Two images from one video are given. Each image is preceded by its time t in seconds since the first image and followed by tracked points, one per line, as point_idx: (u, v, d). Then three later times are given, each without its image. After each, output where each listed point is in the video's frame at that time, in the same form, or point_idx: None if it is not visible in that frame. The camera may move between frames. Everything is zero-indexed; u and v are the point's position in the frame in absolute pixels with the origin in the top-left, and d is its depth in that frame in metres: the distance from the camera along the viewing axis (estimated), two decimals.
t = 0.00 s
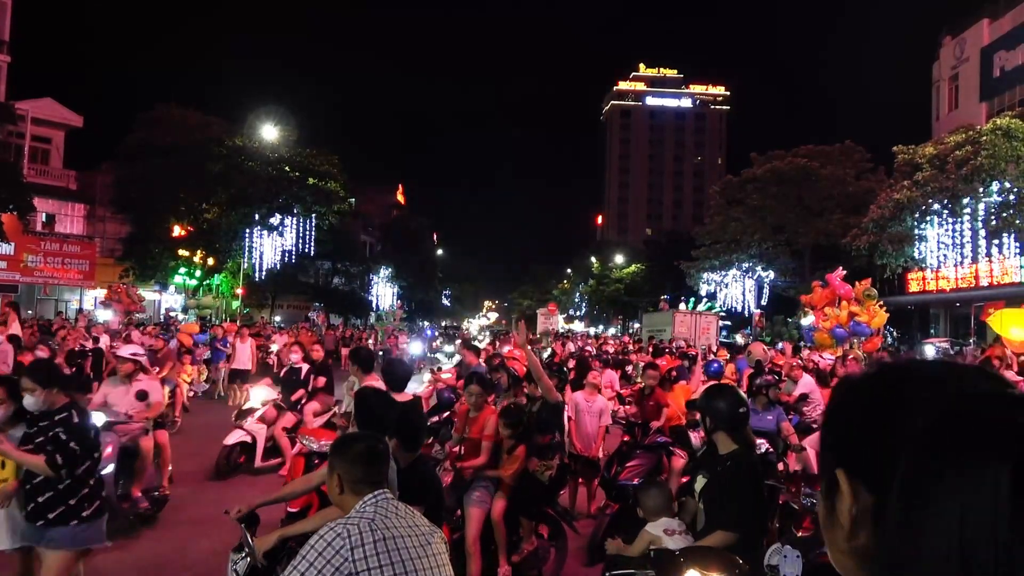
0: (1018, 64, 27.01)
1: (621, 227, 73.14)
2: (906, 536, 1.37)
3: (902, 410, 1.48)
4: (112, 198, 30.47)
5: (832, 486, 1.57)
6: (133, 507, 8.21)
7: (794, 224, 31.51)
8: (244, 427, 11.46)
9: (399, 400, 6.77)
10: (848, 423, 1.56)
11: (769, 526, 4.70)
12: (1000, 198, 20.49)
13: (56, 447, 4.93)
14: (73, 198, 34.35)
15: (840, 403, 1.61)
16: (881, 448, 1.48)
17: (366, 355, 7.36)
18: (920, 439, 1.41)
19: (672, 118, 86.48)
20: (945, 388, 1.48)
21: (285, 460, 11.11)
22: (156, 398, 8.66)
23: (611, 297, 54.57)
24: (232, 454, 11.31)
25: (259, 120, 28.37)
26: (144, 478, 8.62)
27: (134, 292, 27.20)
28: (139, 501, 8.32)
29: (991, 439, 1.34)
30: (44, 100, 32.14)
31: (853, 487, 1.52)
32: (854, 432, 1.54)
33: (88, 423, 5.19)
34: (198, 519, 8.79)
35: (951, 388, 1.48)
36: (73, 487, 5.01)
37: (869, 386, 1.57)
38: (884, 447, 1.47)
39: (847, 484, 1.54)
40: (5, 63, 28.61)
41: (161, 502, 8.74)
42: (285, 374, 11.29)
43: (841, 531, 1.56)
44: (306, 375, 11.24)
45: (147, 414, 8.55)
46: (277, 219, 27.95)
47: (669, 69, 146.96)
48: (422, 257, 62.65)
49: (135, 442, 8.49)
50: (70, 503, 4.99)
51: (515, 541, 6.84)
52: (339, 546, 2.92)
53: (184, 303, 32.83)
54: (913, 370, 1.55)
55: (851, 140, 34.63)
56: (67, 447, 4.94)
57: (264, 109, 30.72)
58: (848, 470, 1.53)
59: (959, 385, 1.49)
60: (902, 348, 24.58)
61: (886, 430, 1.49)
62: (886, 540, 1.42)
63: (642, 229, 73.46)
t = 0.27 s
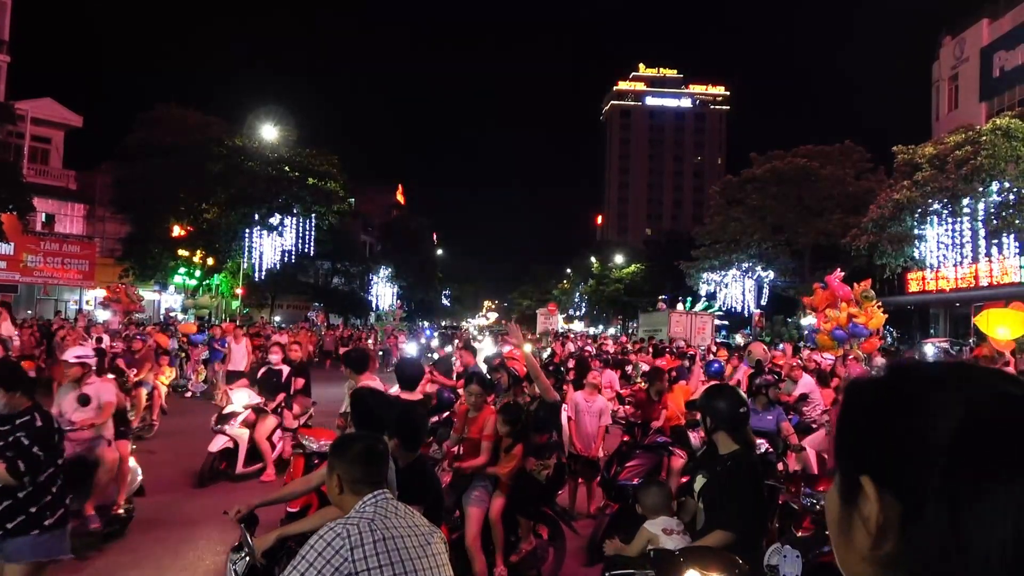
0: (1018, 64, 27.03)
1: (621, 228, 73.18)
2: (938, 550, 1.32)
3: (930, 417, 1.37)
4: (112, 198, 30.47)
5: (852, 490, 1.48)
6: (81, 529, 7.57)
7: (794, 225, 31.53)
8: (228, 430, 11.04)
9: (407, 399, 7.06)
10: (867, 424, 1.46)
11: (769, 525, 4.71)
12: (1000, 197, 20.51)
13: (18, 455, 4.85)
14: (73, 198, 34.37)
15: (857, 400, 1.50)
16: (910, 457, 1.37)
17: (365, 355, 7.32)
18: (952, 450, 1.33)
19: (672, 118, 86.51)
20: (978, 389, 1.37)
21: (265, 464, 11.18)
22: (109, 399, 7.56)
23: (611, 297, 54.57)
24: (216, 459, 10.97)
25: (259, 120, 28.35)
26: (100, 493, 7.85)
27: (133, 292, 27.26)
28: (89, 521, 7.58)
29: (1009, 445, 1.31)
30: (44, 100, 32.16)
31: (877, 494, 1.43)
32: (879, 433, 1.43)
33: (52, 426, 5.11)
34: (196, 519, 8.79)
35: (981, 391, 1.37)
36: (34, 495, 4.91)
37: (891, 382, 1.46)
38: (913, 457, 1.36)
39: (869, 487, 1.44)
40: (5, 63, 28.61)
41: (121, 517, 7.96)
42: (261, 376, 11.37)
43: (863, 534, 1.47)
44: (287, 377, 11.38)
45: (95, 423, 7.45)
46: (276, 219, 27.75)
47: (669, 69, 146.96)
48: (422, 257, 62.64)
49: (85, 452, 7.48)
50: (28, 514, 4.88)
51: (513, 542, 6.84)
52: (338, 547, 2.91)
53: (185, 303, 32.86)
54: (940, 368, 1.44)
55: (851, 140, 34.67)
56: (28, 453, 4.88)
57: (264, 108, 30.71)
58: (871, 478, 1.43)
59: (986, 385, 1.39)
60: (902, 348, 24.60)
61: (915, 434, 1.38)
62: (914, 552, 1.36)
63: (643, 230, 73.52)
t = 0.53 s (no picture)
0: (1018, 64, 27.02)
1: (621, 228, 73.17)
2: (950, 554, 1.29)
3: (941, 419, 1.37)
4: (112, 198, 30.45)
5: (861, 492, 1.49)
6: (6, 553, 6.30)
7: (793, 225, 31.54)
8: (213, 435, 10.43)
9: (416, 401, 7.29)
10: (878, 423, 1.46)
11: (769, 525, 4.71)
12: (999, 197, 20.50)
13: None
14: (73, 198, 34.35)
15: (865, 403, 1.51)
16: (920, 460, 1.38)
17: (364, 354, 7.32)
18: (961, 451, 1.33)
19: (672, 118, 86.52)
20: (988, 388, 1.37)
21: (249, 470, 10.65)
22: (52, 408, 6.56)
23: (610, 296, 54.48)
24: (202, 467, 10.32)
25: (259, 120, 28.33)
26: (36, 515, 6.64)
27: (132, 292, 27.28)
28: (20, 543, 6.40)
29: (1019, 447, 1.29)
30: (44, 100, 32.13)
31: (888, 499, 1.43)
32: (885, 432, 1.44)
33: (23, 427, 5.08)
34: (195, 520, 8.78)
35: (992, 392, 1.36)
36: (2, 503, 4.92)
37: (898, 384, 1.47)
38: (921, 456, 1.37)
39: (880, 494, 1.45)
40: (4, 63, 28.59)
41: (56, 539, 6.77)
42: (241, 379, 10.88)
43: (875, 538, 1.47)
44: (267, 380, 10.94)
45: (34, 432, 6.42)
46: (276, 219, 27.94)
47: (669, 69, 147.00)
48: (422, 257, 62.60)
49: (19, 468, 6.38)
50: None
51: (512, 542, 6.84)
52: (338, 547, 2.91)
53: (184, 303, 32.84)
54: (948, 369, 1.45)
55: (851, 140, 34.66)
56: None
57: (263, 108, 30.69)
58: (882, 483, 1.44)
59: (996, 386, 1.38)
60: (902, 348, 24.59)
61: (923, 436, 1.38)
62: (925, 554, 1.36)
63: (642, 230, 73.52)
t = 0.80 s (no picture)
0: (1017, 64, 27.03)
1: (620, 228, 73.16)
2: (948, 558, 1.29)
3: (938, 422, 1.37)
4: (112, 198, 30.45)
5: (863, 494, 1.49)
6: None
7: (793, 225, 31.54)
8: (197, 441, 9.67)
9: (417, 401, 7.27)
10: (877, 423, 1.47)
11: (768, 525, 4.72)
12: (998, 197, 20.49)
13: None
14: (72, 198, 34.34)
15: (865, 406, 1.51)
16: (917, 462, 1.39)
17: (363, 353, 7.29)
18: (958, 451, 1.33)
19: (671, 118, 86.54)
20: (986, 387, 1.38)
21: (234, 476, 9.98)
22: None
23: (610, 296, 54.40)
24: (187, 474, 9.60)
25: (259, 120, 28.32)
26: None
27: (132, 292, 27.33)
28: None
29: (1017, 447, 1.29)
30: (43, 100, 32.12)
31: (888, 502, 1.43)
32: (882, 433, 1.45)
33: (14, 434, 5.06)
34: (194, 520, 8.77)
35: (987, 392, 1.35)
36: None
37: (898, 386, 1.47)
38: (918, 457, 1.38)
39: (881, 497, 1.45)
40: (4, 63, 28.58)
41: None
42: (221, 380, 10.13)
43: (878, 542, 1.47)
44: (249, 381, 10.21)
45: None
46: (276, 218, 27.85)
47: (668, 69, 147.09)
48: (422, 257, 62.58)
49: None
50: None
51: (512, 542, 6.83)
52: (337, 546, 2.92)
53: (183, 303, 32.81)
54: (946, 369, 1.45)
55: (850, 140, 34.69)
56: None
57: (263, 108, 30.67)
58: (881, 486, 1.44)
59: (994, 386, 1.37)
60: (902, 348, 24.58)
61: (920, 437, 1.39)
62: (925, 556, 1.36)
63: (642, 230, 73.50)
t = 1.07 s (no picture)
0: (1017, 64, 27.05)
1: (620, 228, 73.14)
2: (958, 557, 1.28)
3: (941, 420, 1.37)
4: (111, 199, 30.46)
5: (872, 496, 1.48)
6: None
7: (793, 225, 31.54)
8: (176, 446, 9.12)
9: (416, 401, 7.31)
10: (880, 423, 1.46)
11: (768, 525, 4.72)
12: (998, 198, 20.51)
13: None
14: (72, 198, 34.34)
15: (870, 406, 1.50)
16: (921, 459, 1.38)
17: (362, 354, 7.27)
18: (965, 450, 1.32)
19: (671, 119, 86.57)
20: (988, 382, 1.37)
21: (216, 483, 9.50)
22: None
23: (610, 297, 54.25)
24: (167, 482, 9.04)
25: (259, 120, 28.30)
26: None
27: (133, 292, 27.36)
28: None
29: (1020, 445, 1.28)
30: (43, 101, 32.12)
31: (897, 502, 1.42)
32: (885, 433, 1.45)
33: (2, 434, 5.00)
34: (193, 521, 8.75)
35: (987, 388, 1.35)
36: None
37: (901, 386, 1.46)
38: (924, 457, 1.37)
39: (889, 497, 1.44)
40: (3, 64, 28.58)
41: None
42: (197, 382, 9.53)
43: (889, 543, 1.45)
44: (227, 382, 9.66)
45: None
46: (276, 219, 27.87)
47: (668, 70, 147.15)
48: (421, 257, 62.58)
49: None
50: None
51: (512, 542, 6.83)
52: (336, 546, 2.92)
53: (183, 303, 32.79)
54: (948, 368, 1.44)
55: (850, 140, 34.70)
56: None
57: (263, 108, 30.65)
58: (890, 484, 1.43)
59: (999, 384, 1.37)
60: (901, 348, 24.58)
61: (924, 436, 1.38)
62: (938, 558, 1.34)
63: (642, 230, 73.47)
